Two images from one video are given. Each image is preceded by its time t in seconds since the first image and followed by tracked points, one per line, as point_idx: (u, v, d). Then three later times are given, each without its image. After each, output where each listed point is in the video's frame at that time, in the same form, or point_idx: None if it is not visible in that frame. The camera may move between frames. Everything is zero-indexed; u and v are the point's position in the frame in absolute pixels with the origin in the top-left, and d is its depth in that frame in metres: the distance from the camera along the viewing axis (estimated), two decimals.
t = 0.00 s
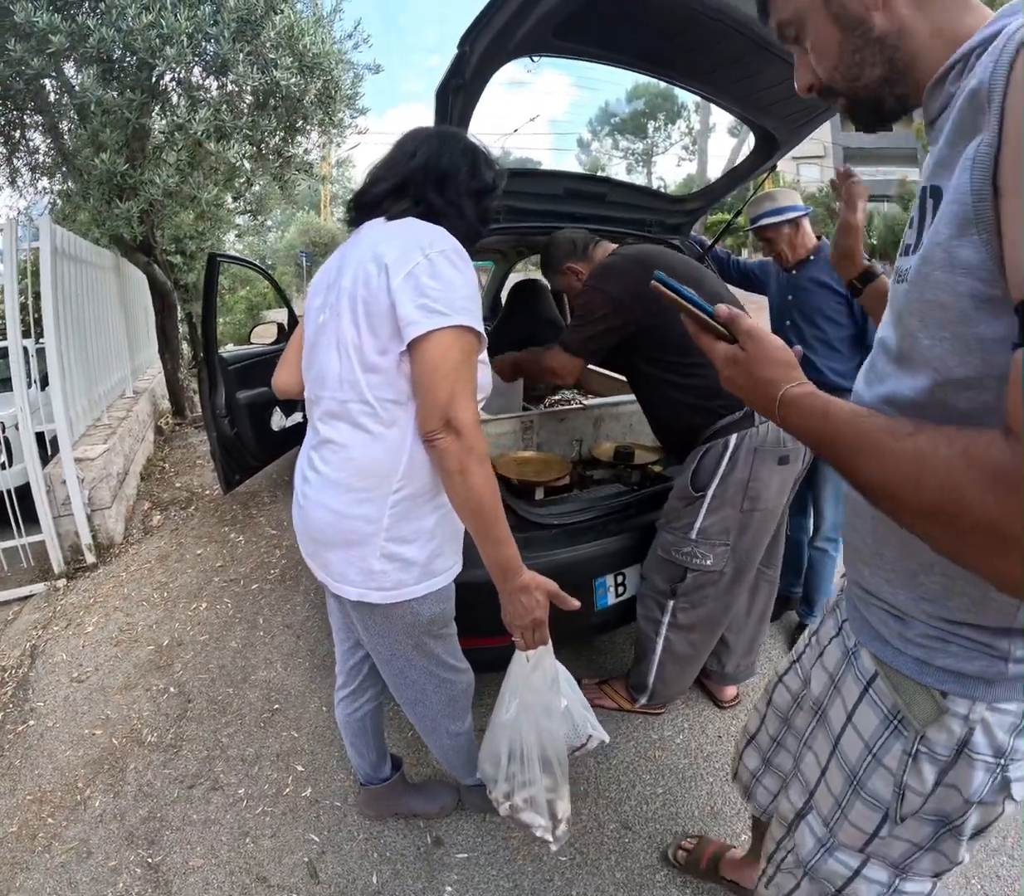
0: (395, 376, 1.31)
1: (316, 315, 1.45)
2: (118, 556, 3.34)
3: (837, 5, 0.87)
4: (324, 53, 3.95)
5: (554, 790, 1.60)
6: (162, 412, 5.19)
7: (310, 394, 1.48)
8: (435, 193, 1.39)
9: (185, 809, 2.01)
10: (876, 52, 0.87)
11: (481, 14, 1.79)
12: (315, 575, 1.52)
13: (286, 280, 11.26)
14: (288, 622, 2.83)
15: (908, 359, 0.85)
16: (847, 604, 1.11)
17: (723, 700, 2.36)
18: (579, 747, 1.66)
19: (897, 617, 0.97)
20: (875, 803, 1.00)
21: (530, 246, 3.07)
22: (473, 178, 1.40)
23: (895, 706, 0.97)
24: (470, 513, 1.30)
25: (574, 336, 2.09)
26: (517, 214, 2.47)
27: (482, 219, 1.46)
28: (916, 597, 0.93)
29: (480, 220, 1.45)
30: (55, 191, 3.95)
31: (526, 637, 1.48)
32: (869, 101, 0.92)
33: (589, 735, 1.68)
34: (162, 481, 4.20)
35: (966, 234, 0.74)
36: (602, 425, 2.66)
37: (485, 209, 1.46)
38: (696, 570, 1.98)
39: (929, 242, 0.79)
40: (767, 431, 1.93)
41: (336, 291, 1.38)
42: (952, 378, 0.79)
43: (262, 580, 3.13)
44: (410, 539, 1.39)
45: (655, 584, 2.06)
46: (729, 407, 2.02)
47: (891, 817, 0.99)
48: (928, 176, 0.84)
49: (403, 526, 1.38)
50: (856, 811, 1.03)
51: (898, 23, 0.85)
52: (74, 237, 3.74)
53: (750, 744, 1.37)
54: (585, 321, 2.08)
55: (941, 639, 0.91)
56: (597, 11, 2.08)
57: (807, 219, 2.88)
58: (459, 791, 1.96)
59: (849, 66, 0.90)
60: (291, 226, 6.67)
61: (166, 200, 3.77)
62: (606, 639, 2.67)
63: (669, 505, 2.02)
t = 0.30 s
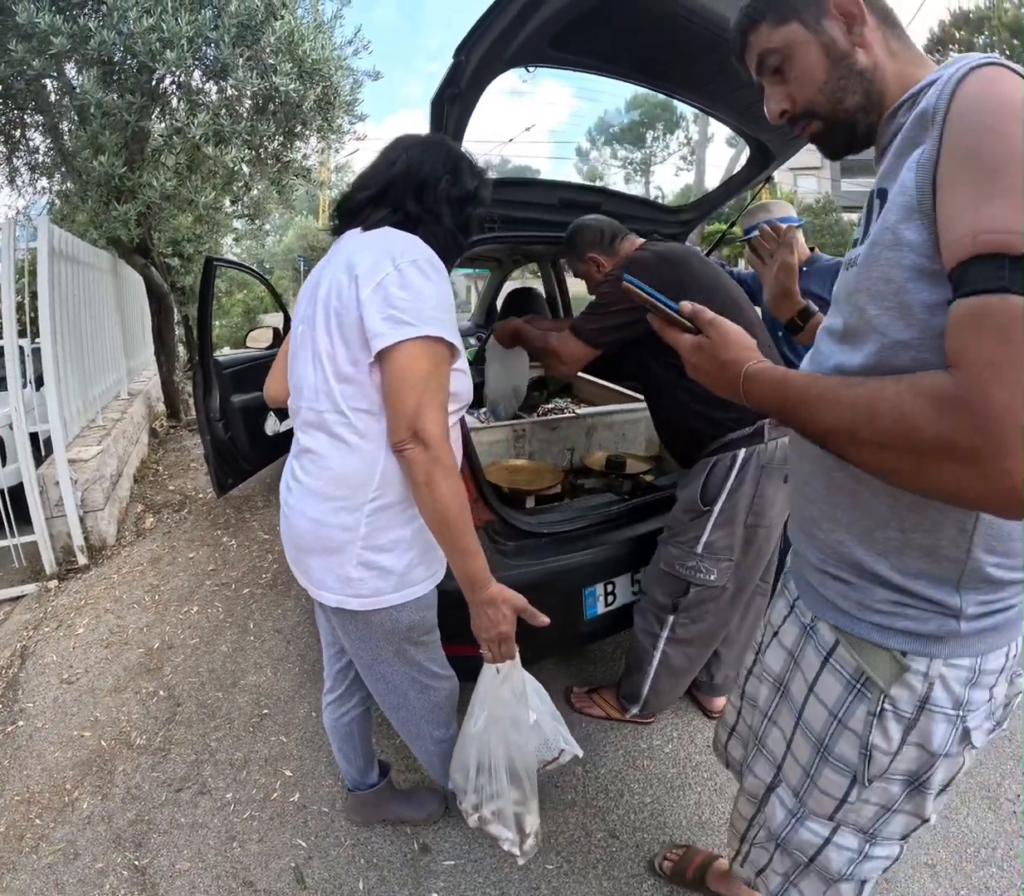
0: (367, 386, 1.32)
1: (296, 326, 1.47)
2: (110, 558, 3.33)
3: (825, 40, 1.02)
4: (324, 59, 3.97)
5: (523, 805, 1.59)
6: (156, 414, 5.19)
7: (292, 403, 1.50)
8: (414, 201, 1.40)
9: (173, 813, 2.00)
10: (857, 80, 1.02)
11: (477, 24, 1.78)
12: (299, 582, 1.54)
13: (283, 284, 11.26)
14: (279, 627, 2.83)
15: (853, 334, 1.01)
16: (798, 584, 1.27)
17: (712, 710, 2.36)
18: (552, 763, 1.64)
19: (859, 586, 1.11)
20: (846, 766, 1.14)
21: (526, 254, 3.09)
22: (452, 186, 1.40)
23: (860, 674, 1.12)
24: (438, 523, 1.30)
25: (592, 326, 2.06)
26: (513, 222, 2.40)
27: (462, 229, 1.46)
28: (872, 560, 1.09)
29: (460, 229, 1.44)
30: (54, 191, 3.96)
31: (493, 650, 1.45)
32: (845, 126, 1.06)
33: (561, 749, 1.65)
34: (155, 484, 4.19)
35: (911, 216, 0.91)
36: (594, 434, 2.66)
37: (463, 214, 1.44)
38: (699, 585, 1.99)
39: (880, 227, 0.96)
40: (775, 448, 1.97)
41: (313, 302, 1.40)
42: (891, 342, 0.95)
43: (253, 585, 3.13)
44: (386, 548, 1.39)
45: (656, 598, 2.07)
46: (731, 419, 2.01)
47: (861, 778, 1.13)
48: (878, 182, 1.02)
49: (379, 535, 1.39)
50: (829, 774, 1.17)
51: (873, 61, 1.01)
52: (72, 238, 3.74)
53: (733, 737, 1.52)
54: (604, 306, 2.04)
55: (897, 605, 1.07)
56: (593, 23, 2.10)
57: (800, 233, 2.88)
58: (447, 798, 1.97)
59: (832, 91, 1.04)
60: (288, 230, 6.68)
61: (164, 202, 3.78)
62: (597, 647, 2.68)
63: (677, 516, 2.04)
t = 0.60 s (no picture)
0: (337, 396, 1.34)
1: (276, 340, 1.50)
2: (104, 559, 3.33)
3: (794, 80, 1.14)
4: (324, 64, 3.98)
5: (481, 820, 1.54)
6: (152, 415, 5.19)
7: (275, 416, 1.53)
8: (385, 212, 1.41)
9: (163, 816, 2.00)
10: (819, 120, 1.14)
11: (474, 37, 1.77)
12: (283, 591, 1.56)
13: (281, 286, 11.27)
14: (272, 631, 2.83)
15: (838, 344, 1.05)
16: (788, 589, 1.28)
17: (703, 719, 2.37)
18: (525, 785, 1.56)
19: (864, 583, 1.12)
20: (857, 757, 1.15)
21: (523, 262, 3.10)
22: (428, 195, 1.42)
23: (870, 668, 1.12)
24: (402, 533, 1.27)
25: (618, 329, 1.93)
26: (509, 231, 2.28)
27: (439, 242, 1.49)
28: (876, 556, 1.10)
29: (433, 237, 1.46)
30: (54, 191, 3.95)
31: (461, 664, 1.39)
32: (806, 160, 1.17)
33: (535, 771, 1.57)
34: (150, 486, 4.20)
35: (897, 232, 0.95)
36: (587, 442, 2.64)
37: (436, 221, 1.46)
38: (705, 600, 2.03)
39: (864, 244, 1.00)
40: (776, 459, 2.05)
41: (288, 316, 1.44)
42: (878, 347, 0.99)
43: (247, 589, 3.13)
44: (364, 557, 1.40)
45: (660, 614, 2.08)
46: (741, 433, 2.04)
47: (871, 766, 1.14)
48: (850, 206, 1.07)
49: (356, 544, 1.39)
50: (838, 769, 1.17)
51: (834, 105, 1.14)
52: (70, 238, 3.74)
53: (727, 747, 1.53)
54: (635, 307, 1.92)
55: (904, 596, 1.09)
56: (589, 34, 2.10)
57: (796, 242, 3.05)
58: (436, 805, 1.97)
59: (797, 128, 1.15)
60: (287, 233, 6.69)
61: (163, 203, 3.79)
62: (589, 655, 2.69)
63: (684, 529, 2.06)
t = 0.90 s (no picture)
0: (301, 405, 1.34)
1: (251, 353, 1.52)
2: (99, 561, 3.33)
3: (782, 105, 1.16)
4: (325, 69, 3.99)
5: (443, 842, 1.51)
6: (149, 416, 5.18)
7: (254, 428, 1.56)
8: (350, 215, 1.41)
9: (155, 820, 2.00)
10: (805, 145, 1.16)
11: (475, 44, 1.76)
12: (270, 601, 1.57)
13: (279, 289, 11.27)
14: (266, 636, 2.83)
15: (827, 368, 1.07)
16: (777, 597, 1.28)
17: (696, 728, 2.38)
18: (494, 809, 1.53)
19: (855, 592, 1.12)
20: (849, 757, 1.15)
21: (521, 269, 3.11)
22: (390, 198, 1.41)
23: (862, 671, 1.12)
24: (357, 540, 1.26)
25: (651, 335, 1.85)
26: (507, 239, 2.36)
27: (403, 243, 1.47)
28: (867, 566, 1.11)
29: (398, 238, 1.46)
30: (54, 190, 3.95)
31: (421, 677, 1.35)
32: (791, 183, 1.19)
33: (504, 797, 1.51)
34: (146, 487, 4.19)
35: (891, 261, 0.98)
36: (583, 451, 2.66)
37: (403, 225, 1.45)
38: (709, 609, 2.03)
39: (857, 273, 1.02)
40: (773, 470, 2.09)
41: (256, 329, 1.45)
42: (871, 371, 1.01)
43: (241, 593, 3.12)
44: (341, 566, 1.41)
45: (662, 624, 2.10)
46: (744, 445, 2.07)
47: (862, 765, 1.15)
48: (838, 232, 1.08)
49: (332, 553, 1.40)
50: (831, 770, 1.17)
51: (818, 131, 1.17)
52: (69, 239, 3.74)
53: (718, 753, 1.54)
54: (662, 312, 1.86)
55: (895, 603, 1.10)
56: (589, 44, 2.11)
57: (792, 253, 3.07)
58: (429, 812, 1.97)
59: (784, 151, 1.17)
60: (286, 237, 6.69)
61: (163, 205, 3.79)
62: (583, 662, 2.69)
63: (688, 538, 2.07)
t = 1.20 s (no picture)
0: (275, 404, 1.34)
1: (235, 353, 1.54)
2: (95, 560, 3.32)
3: (776, 115, 1.15)
4: (325, 69, 3.99)
5: (395, 860, 1.50)
6: (146, 416, 5.17)
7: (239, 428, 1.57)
8: (326, 209, 1.42)
9: (150, 821, 1.99)
10: (799, 154, 1.16)
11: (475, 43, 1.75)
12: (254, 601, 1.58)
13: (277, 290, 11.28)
14: (262, 636, 2.82)
15: (820, 374, 1.07)
16: (769, 594, 1.27)
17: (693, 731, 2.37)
18: (453, 839, 1.49)
19: (843, 588, 1.12)
20: (833, 753, 1.15)
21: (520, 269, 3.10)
22: (370, 188, 1.41)
23: (848, 668, 1.12)
24: (321, 539, 1.25)
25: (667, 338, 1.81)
26: (505, 240, 2.39)
27: (382, 237, 1.46)
28: (856, 565, 1.10)
29: (375, 231, 1.44)
30: (53, 189, 3.94)
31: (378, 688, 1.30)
32: (786, 193, 1.19)
33: (462, 826, 1.47)
34: (143, 487, 4.18)
35: (886, 271, 0.97)
36: (581, 453, 2.63)
37: (382, 218, 1.44)
38: (714, 610, 2.03)
39: (851, 281, 1.02)
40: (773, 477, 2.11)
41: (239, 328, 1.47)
42: (865, 379, 1.01)
43: (237, 593, 3.12)
44: (317, 566, 1.41)
45: (665, 625, 2.09)
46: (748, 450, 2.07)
47: (847, 762, 1.15)
48: (833, 240, 1.08)
49: (307, 553, 1.40)
50: (816, 765, 1.17)
51: (811, 139, 1.17)
52: (68, 237, 3.73)
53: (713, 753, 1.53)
54: (675, 310, 1.84)
55: (884, 601, 1.09)
56: (589, 45, 2.11)
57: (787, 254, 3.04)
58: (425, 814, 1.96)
59: (779, 161, 1.16)
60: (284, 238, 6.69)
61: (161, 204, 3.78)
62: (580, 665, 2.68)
63: (693, 539, 2.07)
